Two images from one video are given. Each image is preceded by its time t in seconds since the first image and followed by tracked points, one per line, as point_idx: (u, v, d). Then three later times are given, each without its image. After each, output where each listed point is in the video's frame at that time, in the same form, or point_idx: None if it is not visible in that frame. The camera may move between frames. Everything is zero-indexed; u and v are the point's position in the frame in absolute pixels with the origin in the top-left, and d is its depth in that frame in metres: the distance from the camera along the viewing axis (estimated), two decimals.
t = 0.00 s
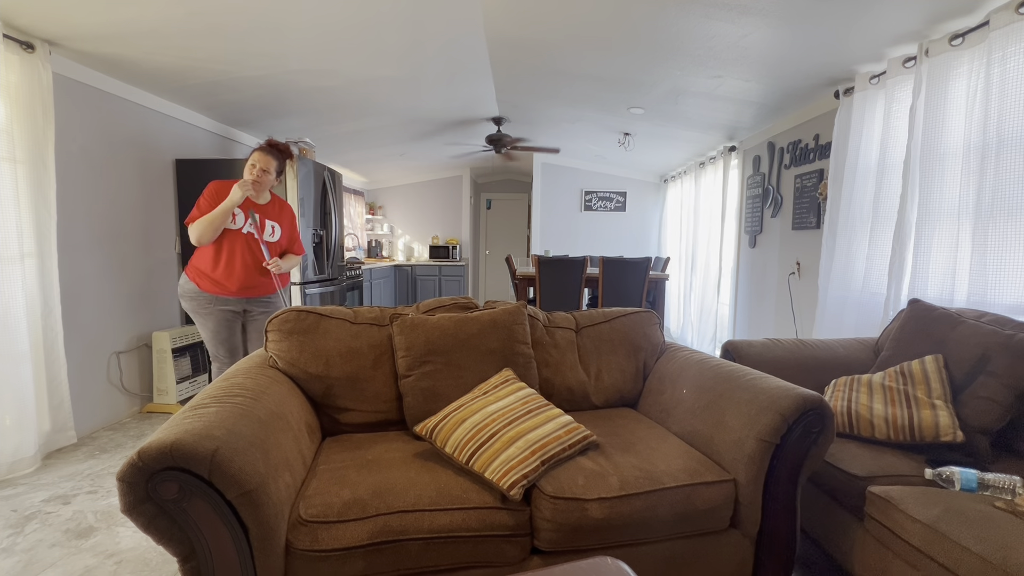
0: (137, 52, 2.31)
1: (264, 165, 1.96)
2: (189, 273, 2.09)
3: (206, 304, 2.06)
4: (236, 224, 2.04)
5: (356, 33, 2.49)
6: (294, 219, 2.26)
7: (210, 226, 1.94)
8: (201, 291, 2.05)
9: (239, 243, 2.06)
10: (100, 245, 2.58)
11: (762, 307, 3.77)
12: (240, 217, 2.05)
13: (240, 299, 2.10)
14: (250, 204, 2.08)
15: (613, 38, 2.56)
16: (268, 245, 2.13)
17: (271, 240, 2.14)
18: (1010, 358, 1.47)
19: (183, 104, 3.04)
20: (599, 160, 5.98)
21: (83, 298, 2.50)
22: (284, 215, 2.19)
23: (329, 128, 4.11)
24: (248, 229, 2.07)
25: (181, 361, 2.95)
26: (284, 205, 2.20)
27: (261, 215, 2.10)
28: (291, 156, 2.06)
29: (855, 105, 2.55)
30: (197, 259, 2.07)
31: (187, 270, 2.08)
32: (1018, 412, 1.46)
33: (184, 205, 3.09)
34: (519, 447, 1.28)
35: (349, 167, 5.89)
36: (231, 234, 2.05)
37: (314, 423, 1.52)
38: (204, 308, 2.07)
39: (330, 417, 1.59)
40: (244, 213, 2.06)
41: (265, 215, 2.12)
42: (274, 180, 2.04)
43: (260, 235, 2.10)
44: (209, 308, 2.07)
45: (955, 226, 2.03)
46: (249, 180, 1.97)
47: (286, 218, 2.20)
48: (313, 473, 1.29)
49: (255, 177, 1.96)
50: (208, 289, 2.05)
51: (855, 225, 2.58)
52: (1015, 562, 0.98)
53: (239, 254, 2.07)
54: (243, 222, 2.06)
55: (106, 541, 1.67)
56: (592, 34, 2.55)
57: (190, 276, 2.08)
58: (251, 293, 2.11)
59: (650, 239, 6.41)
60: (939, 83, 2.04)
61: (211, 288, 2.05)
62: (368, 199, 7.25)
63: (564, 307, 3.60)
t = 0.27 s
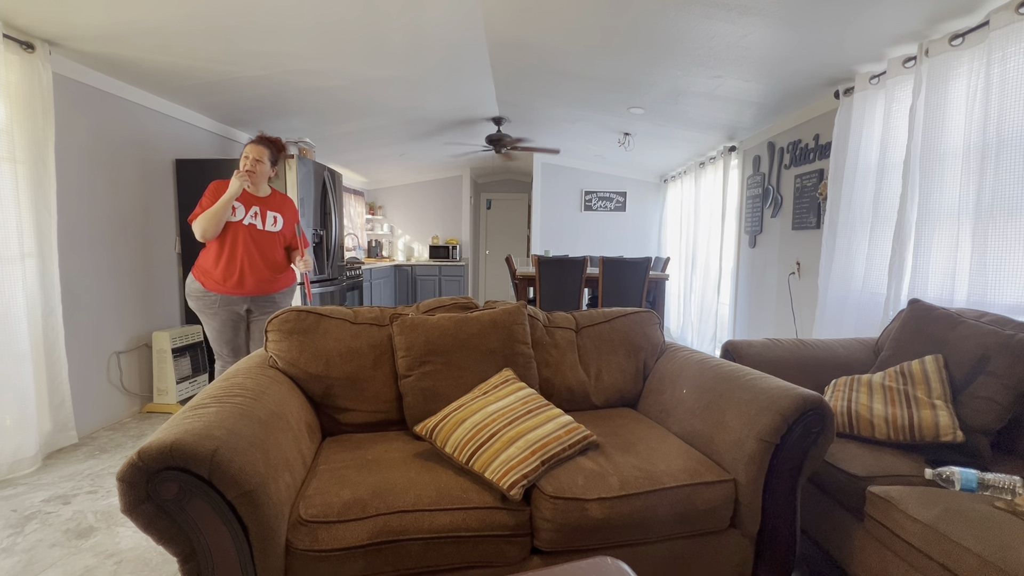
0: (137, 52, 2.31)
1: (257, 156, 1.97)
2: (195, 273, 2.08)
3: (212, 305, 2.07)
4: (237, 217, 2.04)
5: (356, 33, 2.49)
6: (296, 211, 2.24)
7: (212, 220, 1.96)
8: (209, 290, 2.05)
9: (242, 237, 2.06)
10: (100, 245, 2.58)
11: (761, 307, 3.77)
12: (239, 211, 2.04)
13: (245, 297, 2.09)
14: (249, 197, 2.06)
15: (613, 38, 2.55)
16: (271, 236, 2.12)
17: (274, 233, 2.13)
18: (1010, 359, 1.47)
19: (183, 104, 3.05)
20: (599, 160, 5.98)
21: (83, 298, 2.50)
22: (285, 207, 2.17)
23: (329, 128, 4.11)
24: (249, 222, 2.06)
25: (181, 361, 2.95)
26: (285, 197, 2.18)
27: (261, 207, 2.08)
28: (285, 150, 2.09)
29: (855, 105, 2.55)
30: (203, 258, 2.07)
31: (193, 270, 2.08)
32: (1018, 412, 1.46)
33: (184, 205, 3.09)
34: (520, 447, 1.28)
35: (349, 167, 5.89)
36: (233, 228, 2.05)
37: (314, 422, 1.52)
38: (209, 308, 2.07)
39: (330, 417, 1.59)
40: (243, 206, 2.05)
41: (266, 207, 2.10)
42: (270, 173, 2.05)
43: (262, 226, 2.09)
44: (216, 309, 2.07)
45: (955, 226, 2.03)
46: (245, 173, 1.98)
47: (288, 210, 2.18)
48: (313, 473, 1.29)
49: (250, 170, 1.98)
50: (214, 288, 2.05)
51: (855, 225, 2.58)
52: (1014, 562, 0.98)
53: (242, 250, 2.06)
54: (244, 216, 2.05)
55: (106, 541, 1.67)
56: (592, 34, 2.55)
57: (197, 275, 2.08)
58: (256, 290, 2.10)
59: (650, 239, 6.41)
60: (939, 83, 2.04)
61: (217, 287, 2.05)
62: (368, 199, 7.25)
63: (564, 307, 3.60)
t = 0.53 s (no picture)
0: (137, 53, 2.31)
1: (246, 151, 1.99)
2: (195, 274, 2.09)
3: (213, 305, 2.07)
4: (230, 214, 2.05)
5: (356, 33, 2.49)
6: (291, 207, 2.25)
7: (200, 240, 2.03)
8: (210, 290, 2.05)
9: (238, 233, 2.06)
10: (100, 245, 2.58)
11: (762, 307, 3.77)
12: (232, 208, 2.05)
13: (246, 295, 2.10)
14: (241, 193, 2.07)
15: (613, 38, 2.55)
16: (266, 230, 2.12)
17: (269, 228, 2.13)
18: (1010, 359, 1.47)
19: (184, 104, 3.05)
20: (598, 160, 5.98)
21: (83, 298, 2.50)
22: (279, 201, 2.17)
23: (329, 129, 4.11)
24: (243, 218, 2.07)
25: (181, 361, 2.95)
26: (279, 192, 2.19)
27: (254, 202, 2.09)
28: (274, 146, 2.10)
29: (855, 105, 2.55)
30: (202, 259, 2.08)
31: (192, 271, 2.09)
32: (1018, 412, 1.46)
33: (184, 205, 3.09)
34: (520, 447, 1.28)
35: (349, 167, 5.89)
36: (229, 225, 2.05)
37: (314, 423, 1.52)
38: (210, 309, 2.07)
39: (330, 417, 1.59)
40: (236, 203, 2.05)
41: (259, 202, 2.10)
42: (260, 169, 2.08)
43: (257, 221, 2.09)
44: (216, 309, 2.07)
45: (955, 226, 2.03)
46: (235, 171, 2.01)
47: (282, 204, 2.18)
48: (313, 473, 1.29)
49: (240, 167, 2.00)
50: (214, 288, 2.05)
51: (855, 225, 2.58)
52: (1015, 562, 0.98)
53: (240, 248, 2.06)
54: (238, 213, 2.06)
55: (106, 541, 1.67)
56: (592, 33, 2.55)
57: (197, 276, 2.08)
58: (258, 287, 2.11)
59: (650, 239, 6.41)
60: (939, 83, 2.04)
61: (217, 286, 2.05)
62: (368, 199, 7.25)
63: (564, 307, 3.60)
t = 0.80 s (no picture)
0: (137, 53, 2.31)
1: (238, 150, 1.99)
2: (194, 275, 2.09)
3: (213, 305, 2.07)
4: (227, 213, 2.05)
5: (356, 33, 2.49)
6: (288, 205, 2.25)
7: (198, 242, 2.03)
8: (210, 291, 2.05)
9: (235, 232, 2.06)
10: (99, 245, 2.58)
11: (761, 307, 3.77)
12: (229, 207, 2.05)
13: (246, 295, 2.10)
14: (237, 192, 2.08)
15: (613, 38, 2.55)
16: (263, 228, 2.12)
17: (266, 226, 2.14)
18: (1010, 358, 1.48)
19: (183, 104, 3.04)
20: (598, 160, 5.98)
21: (82, 298, 2.50)
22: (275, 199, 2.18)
23: (329, 129, 4.11)
24: (240, 216, 2.07)
25: (181, 361, 2.95)
26: (276, 190, 2.20)
27: (250, 200, 2.09)
28: (266, 143, 2.09)
29: (855, 105, 2.55)
30: (201, 260, 2.08)
31: (191, 272, 2.08)
32: (1019, 412, 1.46)
33: (184, 205, 3.08)
34: (519, 447, 1.28)
35: (349, 167, 5.89)
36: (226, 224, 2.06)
37: (314, 423, 1.52)
38: (210, 309, 2.07)
39: (330, 417, 1.59)
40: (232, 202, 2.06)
41: (255, 200, 2.11)
42: (253, 167, 2.08)
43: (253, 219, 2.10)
44: (217, 309, 2.08)
45: (955, 226, 2.03)
46: (229, 170, 2.02)
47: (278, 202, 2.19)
48: (313, 473, 1.29)
49: (233, 166, 2.01)
50: (214, 288, 2.05)
51: (855, 225, 2.58)
52: (1014, 562, 0.98)
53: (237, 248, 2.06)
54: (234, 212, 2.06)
55: (106, 541, 1.67)
56: (592, 33, 2.55)
57: (196, 276, 2.08)
58: (257, 286, 2.11)
59: (650, 239, 6.41)
60: (939, 83, 2.04)
61: (217, 286, 2.05)
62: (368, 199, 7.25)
63: (564, 307, 3.60)
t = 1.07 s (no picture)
0: (137, 53, 2.31)
1: (232, 150, 1.97)
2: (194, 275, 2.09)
3: (214, 304, 2.07)
4: (225, 214, 2.06)
5: (356, 33, 2.49)
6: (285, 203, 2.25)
7: (197, 244, 2.03)
8: (210, 291, 2.05)
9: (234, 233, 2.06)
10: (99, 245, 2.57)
11: (762, 307, 3.77)
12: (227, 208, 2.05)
13: (246, 294, 2.10)
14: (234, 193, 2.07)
15: (613, 37, 2.55)
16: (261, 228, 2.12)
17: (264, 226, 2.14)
18: (1010, 358, 1.48)
19: (183, 104, 3.05)
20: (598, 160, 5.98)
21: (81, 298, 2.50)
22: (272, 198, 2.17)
23: (329, 129, 4.11)
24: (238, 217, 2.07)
25: (181, 361, 2.95)
26: (272, 189, 2.19)
27: (248, 201, 2.09)
28: (259, 141, 2.07)
29: (855, 105, 2.55)
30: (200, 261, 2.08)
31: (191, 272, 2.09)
32: (1018, 412, 1.46)
33: (183, 205, 3.08)
34: (519, 447, 1.28)
35: (349, 167, 5.89)
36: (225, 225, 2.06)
37: (314, 423, 1.52)
38: (210, 309, 2.07)
39: (330, 417, 1.59)
40: (230, 203, 2.06)
41: (253, 200, 2.11)
42: (248, 167, 2.07)
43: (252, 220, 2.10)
44: (217, 308, 2.08)
45: (955, 225, 2.03)
46: (224, 171, 2.01)
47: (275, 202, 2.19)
48: (313, 473, 1.29)
49: (227, 166, 2.00)
50: (214, 288, 2.05)
51: (855, 225, 2.58)
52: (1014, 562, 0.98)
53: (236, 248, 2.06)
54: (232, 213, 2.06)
55: (106, 541, 1.67)
56: (592, 33, 2.55)
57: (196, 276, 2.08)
58: (257, 286, 2.11)
59: (650, 239, 6.41)
60: (939, 83, 2.04)
61: (216, 286, 2.05)
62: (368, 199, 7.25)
63: (564, 307, 3.60)
